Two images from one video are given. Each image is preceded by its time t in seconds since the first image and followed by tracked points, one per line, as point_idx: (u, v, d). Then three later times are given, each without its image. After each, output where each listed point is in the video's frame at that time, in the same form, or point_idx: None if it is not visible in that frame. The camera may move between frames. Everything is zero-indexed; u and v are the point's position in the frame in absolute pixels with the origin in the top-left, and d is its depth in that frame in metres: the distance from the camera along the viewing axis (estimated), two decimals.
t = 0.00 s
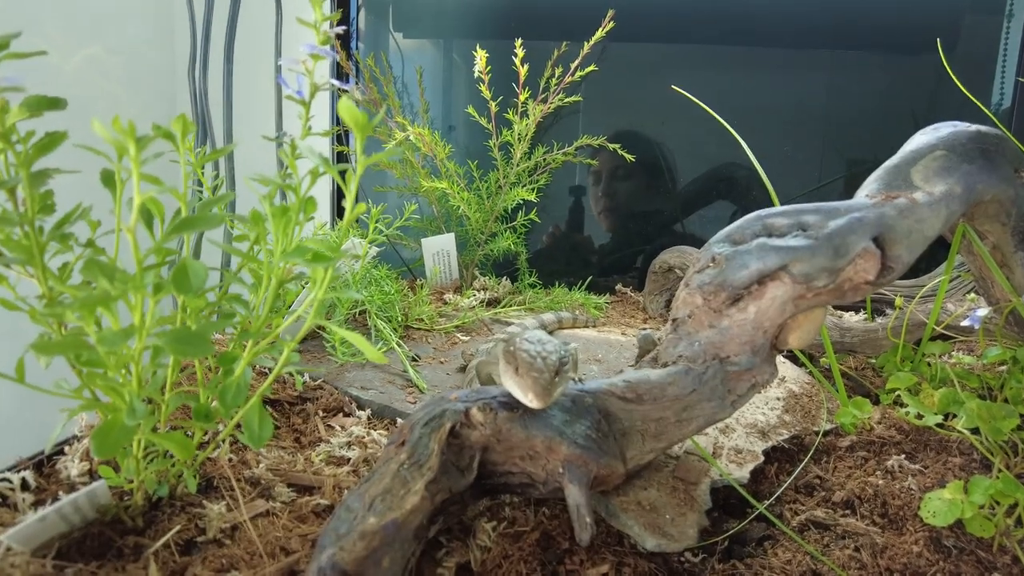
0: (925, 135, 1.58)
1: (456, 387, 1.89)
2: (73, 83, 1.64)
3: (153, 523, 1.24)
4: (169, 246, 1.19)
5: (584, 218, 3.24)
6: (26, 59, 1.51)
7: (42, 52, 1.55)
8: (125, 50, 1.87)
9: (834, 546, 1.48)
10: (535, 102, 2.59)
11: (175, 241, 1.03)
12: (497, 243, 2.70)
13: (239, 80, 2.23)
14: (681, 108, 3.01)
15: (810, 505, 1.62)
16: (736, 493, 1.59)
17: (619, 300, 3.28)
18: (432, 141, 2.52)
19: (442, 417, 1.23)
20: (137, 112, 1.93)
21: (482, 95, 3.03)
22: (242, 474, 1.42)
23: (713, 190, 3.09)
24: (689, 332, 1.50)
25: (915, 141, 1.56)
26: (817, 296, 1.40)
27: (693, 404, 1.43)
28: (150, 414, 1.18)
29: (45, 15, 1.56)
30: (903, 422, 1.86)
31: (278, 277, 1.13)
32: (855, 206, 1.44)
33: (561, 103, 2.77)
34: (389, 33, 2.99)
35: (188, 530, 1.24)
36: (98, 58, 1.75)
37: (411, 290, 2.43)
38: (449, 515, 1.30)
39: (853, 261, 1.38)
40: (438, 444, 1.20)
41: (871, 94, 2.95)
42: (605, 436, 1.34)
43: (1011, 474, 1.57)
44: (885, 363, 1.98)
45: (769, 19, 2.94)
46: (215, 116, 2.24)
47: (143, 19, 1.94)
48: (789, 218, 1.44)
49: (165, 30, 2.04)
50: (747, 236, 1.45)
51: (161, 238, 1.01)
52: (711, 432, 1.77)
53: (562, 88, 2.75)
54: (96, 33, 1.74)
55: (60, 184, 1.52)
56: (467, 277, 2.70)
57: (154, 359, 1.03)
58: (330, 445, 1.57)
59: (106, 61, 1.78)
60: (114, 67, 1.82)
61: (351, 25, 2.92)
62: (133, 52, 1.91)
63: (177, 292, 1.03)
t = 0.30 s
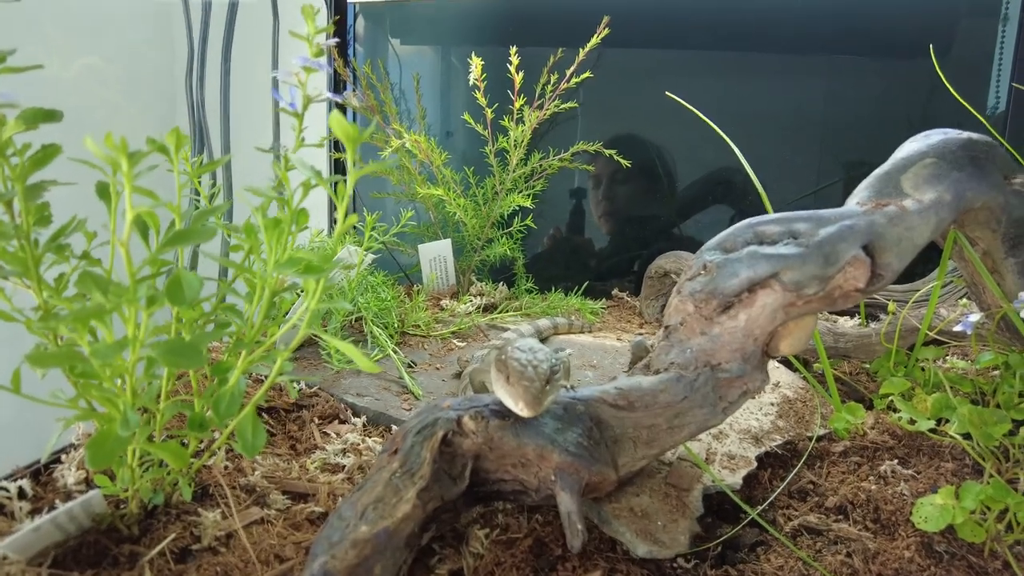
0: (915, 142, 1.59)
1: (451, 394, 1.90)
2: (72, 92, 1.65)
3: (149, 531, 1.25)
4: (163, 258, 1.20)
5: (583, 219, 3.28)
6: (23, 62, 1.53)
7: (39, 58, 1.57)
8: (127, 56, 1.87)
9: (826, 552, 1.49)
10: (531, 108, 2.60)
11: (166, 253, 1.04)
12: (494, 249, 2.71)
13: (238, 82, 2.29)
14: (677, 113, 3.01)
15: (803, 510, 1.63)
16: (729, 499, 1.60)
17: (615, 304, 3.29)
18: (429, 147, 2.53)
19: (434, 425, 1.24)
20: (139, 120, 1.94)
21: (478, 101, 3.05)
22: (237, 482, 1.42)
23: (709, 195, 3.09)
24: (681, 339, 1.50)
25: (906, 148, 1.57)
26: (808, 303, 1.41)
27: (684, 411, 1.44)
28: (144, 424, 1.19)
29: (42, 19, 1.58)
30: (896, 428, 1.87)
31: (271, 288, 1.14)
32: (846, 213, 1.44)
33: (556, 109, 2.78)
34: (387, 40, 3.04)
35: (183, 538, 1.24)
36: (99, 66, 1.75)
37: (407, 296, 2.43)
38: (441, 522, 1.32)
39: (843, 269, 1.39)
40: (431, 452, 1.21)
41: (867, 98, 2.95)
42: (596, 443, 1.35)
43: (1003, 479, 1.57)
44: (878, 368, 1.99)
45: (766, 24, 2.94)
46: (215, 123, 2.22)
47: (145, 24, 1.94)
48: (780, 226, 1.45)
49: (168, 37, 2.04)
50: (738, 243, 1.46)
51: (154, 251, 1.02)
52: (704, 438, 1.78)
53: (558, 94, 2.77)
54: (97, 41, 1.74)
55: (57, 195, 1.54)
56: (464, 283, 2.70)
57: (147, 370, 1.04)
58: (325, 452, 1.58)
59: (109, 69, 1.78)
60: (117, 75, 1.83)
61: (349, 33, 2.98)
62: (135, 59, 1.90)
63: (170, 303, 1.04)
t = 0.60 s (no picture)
0: (890, 151, 1.61)
1: (437, 400, 1.93)
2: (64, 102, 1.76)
3: (135, 536, 1.28)
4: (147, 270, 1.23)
5: (583, 222, 3.28)
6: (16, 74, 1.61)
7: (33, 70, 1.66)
8: (118, 70, 1.98)
9: (804, 555, 1.51)
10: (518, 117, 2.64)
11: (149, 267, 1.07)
12: (483, 255, 2.74)
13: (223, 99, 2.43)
14: (666, 120, 3.05)
15: (783, 514, 1.65)
16: (709, 504, 1.63)
17: (606, 309, 3.33)
18: (418, 156, 2.57)
19: (414, 432, 1.27)
20: (128, 132, 2.03)
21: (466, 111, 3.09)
22: (224, 487, 1.46)
23: (698, 201, 3.12)
24: (659, 346, 1.54)
25: (881, 158, 1.59)
26: (782, 311, 1.44)
27: (662, 417, 1.47)
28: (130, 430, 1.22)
29: (38, 32, 1.67)
30: (876, 432, 1.89)
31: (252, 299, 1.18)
32: (819, 222, 1.47)
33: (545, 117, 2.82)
34: (381, 49, 3.07)
35: (168, 542, 1.28)
36: (90, 78, 1.86)
37: (397, 303, 2.46)
38: (423, 527, 1.35)
39: (815, 277, 1.41)
40: (409, 459, 1.24)
41: (855, 105, 2.98)
42: (574, 449, 1.38)
43: (977, 483, 1.59)
44: (860, 373, 2.00)
45: (755, 32, 2.97)
46: (204, 137, 2.37)
47: (137, 43, 2.06)
48: (755, 235, 1.48)
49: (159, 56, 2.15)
50: (714, 252, 1.49)
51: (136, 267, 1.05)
52: (686, 443, 1.81)
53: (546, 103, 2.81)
54: (88, 54, 1.86)
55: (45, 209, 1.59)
56: (455, 289, 2.74)
57: (130, 381, 1.08)
58: (312, 458, 1.61)
59: (99, 81, 1.90)
60: (107, 87, 1.94)
61: (341, 45, 3.04)
62: (126, 74, 2.01)
63: (153, 315, 1.08)
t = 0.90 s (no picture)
0: (878, 154, 1.63)
1: (433, 402, 1.95)
2: (63, 107, 1.78)
3: (132, 536, 1.30)
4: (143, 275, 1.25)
5: (583, 224, 3.30)
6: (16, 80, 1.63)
7: (33, 75, 1.69)
8: (117, 75, 2.01)
9: (795, 555, 1.53)
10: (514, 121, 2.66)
11: (146, 271, 1.09)
12: (480, 258, 2.76)
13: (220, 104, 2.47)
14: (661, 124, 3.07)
15: (775, 514, 1.67)
16: (700, 504, 1.64)
17: (602, 312, 3.35)
18: (414, 160, 2.59)
19: (406, 434, 1.30)
20: (126, 138, 2.06)
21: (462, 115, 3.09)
22: (221, 488, 1.48)
23: (694, 204, 3.15)
24: (650, 348, 1.56)
25: (869, 161, 1.61)
26: (770, 313, 1.45)
27: (652, 418, 1.49)
28: (126, 432, 1.24)
29: (38, 38, 1.69)
30: (867, 433, 1.91)
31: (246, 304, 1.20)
32: (807, 225, 1.48)
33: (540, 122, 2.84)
34: (378, 53, 3.10)
35: (165, 542, 1.30)
36: (89, 83, 1.89)
37: (394, 306, 2.48)
38: (416, 527, 1.37)
39: (803, 280, 1.42)
40: (401, 459, 1.27)
41: (848, 108, 3.00)
42: (566, 450, 1.40)
43: (967, 483, 1.61)
44: (853, 374, 2.01)
45: (749, 37, 2.99)
46: (201, 143, 2.40)
47: (135, 48, 2.09)
48: (744, 238, 1.49)
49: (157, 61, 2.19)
50: (703, 255, 1.51)
51: (133, 271, 1.07)
52: (678, 444, 1.82)
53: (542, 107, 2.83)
54: (88, 60, 1.89)
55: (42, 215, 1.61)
56: (451, 292, 2.75)
57: (126, 384, 1.09)
58: (308, 459, 1.63)
59: (98, 86, 1.93)
60: (106, 92, 1.97)
61: (338, 49, 3.06)
62: (124, 79, 2.04)
63: (149, 319, 1.11)
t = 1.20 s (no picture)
0: (874, 156, 1.61)
1: (429, 405, 1.94)
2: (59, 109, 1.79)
3: (124, 542, 1.29)
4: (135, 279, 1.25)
5: (584, 226, 3.30)
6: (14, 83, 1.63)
7: (32, 77, 1.70)
8: (115, 78, 2.03)
9: (792, 558, 1.52)
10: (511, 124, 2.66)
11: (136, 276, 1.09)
12: (477, 261, 2.76)
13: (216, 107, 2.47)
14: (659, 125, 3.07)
15: (771, 517, 1.66)
16: (696, 507, 1.63)
17: (599, 314, 3.34)
18: (411, 163, 2.59)
19: (399, 438, 1.29)
20: (122, 140, 2.06)
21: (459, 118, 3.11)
22: (214, 492, 1.48)
23: (692, 206, 3.14)
24: (645, 351, 1.56)
25: (865, 162, 1.60)
26: (765, 315, 1.45)
27: (647, 421, 1.48)
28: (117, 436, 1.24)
29: (36, 40, 1.70)
30: (864, 435, 1.90)
31: (238, 308, 1.20)
32: (802, 227, 1.47)
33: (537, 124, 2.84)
34: (376, 54, 3.09)
35: (157, 547, 1.29)
36: (88, 86, 1.91)
37: (390, 309, 2.47)
38: (409, 531, 1.36)
39: (797, 282, 1.42)
40: (394, 464, 1.26)
41: (845, 109, 3.00)
42: (559, 453, 1.40)
43: (963, 486, 1.60)
44: (850, 376, 1.99)
45: (745, 38, 2.99)
46: (197, 146, 2.40)
47: (133, 51, 2.10)
48: (738, 240, 1.49)
49: (154, 63, 2.20)
50: (698, 257, 1.51)
51: (124, 276, 1.07)
52: (674, 447, 1.82)
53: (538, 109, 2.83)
54: (86, 62, 1.90)
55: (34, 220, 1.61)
56: (449, 295, 2.75)
57: (116, 389, 1.09)
58: (302, 463, 1.63)
59: (95, 89, 1.94)
60: (102, 94, 1.97)
61: (335, 51, 3.05)
62: (121, 82, 2.05)
63: (141, 324, 1.11)
